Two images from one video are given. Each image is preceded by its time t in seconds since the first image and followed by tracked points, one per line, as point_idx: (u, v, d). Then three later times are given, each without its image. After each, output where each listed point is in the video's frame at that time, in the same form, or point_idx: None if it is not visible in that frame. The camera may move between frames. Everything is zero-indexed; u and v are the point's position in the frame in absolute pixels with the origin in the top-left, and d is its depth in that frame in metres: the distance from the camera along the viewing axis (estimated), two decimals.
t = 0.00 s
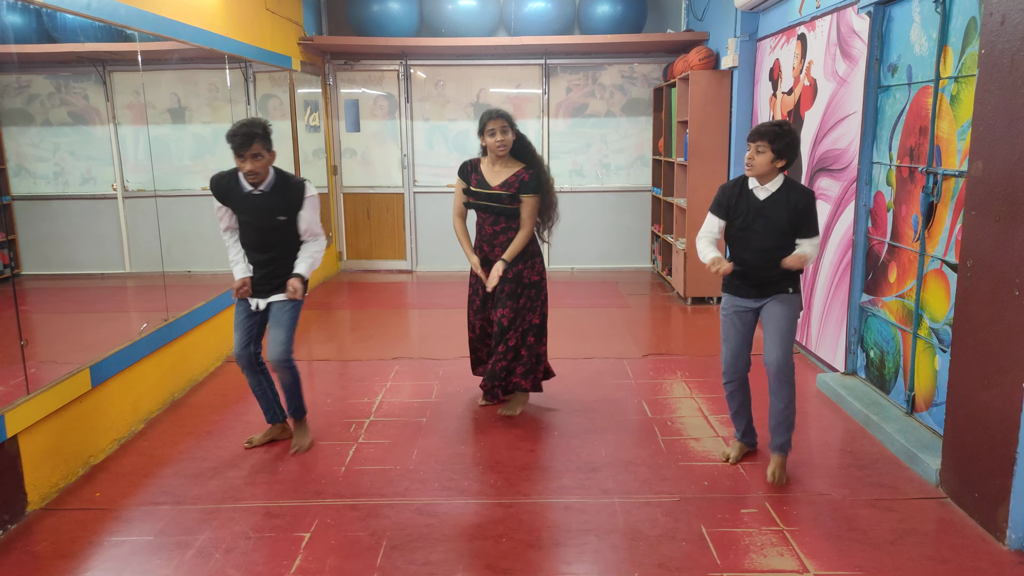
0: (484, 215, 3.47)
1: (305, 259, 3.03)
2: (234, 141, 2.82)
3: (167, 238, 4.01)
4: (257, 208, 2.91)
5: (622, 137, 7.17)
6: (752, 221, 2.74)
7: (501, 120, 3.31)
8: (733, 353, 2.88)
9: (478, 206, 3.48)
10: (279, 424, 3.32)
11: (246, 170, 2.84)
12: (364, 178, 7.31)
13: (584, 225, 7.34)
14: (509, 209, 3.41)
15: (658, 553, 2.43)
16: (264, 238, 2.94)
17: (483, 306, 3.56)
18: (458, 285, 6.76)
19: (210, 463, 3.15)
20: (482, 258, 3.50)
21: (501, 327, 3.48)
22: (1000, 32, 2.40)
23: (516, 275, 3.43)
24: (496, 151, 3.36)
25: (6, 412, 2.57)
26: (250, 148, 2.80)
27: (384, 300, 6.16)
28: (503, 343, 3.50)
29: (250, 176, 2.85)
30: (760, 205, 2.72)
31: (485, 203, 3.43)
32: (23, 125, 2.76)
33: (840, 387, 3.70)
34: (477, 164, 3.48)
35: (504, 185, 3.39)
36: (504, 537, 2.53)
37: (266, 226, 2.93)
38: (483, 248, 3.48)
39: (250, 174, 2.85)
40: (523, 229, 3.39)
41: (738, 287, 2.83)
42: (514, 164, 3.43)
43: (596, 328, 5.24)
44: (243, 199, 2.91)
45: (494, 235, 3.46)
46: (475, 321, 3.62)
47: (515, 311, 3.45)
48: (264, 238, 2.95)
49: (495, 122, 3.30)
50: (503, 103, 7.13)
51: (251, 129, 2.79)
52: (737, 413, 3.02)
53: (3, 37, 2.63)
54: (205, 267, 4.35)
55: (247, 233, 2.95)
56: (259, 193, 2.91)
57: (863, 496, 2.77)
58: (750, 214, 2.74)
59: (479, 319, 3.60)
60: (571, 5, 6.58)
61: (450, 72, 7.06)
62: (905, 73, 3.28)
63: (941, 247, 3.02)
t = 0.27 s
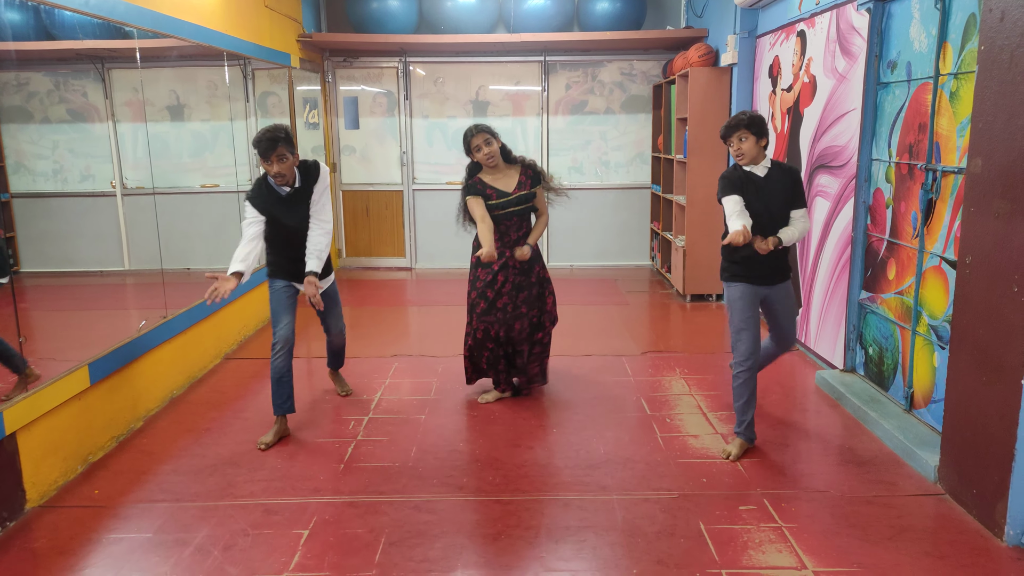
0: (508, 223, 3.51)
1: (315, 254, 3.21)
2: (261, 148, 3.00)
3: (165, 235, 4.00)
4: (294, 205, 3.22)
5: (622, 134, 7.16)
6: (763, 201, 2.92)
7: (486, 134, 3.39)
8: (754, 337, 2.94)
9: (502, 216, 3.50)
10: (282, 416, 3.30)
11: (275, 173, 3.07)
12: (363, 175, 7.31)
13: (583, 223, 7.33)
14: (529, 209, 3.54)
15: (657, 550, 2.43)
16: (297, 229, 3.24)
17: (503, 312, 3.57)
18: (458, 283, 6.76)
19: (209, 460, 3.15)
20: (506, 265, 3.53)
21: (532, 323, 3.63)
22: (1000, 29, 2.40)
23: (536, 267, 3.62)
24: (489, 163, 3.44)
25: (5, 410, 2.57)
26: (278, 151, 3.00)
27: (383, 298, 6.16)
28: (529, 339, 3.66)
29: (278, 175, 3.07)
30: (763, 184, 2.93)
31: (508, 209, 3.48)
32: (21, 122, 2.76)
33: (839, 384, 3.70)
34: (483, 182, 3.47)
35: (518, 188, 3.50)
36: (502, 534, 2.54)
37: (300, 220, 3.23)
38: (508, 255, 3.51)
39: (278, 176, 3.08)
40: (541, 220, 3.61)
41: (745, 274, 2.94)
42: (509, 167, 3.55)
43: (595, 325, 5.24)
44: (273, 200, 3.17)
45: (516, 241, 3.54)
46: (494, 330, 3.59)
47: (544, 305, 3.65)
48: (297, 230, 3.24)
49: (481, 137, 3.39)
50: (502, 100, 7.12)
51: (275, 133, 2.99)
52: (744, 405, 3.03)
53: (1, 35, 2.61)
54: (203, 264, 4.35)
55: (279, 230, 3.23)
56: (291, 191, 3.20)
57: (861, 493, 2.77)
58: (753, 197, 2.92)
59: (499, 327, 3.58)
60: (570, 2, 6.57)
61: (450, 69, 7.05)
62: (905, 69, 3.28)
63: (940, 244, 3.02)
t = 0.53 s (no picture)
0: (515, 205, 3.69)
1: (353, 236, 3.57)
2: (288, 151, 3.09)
3: (163, 238, 3.99)
4: (315, 206, 3.29)
5: (620, 135, 7.17)
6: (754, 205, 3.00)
7: (497, 120, 3.58)
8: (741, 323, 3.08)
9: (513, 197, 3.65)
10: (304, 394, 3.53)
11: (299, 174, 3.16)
12: (362, 177, 7.31)
13: (582, 223, 7.33)
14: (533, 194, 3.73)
15: (655, 551, 2.43)
16: (318, 229, 3.32)
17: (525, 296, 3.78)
18: (457, 284, 6.76)
19: (208, 462, 3.15)
20: (521, 246, 3.71)
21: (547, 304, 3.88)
22: (996, 29, 2.40)
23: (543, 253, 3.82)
24: (499, 148, 3.61)
25: (3, 412, 2.57)
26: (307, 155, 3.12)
27: (382, 299, 6.15)
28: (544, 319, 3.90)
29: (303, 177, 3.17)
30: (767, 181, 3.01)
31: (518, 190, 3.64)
32: (20, 125, 2.77)
33: (837, 384, 3.71)
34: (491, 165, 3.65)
35: (524, 172, 3.70)
36: (501, 535, 2.54)
37: (321, 220, 3.31)
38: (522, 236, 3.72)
39: (302, 177, 3.17)
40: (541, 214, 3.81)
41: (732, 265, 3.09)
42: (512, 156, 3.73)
43: (594, 326, 5.24)
44: (296, 201, 3.24)
45: (526, 220, 3.72)
46: (517, 313, 3.78)
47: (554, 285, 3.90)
48: (318, 231, 3.34)
49: (494, 122, 3.57)
50: (500, 101, 7.13)
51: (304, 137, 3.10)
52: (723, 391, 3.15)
53: None
54: (202, 266, 4.34)
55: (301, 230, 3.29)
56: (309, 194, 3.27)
57: (859, 493, 2.77)
58: (756, 193, 2.99)
59: (523, 310, 3.78)
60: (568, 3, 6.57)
61: (448, 70, 7.06)
62: (902, 70, 3.28)
63: (938, 244, 3.02)
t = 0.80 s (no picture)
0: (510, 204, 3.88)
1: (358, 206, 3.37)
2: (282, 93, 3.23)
3: (163, 236, 3.98)
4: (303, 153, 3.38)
5: (621, 133, 7.16)
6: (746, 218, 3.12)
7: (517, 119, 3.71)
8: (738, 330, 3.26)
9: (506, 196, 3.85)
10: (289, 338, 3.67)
11: (292, 116, 3.28)
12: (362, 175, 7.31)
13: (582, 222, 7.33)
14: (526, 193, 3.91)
15: (656, 549, 2.43)
16: (308, 180, 3.40)
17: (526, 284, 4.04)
18: (457, 282, 6.76)
19: (208, 461, 3.14)
20: (512, 241, 3.96)
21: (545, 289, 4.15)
22: (997, 28, 2.40)
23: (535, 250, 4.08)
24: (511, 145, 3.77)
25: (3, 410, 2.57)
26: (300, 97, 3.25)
27: (382, 298, 6.15)
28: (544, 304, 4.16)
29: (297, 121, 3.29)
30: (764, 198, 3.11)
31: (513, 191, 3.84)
32: (19, 122, 2.77)
33: (837, 383, 3.71)
34: (493, 161, 3.82)
35: (521, 173, 3.88)
36: (502, 534, 2.54)
37: (307, 169, 3.39)
38: (512, 234, 3.95)
39: (295, 120, 3.29)
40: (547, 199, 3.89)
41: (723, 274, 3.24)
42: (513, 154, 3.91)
43: (594, 324, 5.24)
44: (286, 146, 3.33)
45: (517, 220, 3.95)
46: (522, 301, 4.05)
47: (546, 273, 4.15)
48: (308, 184, 3.40)
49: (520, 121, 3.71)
50: (501, 100, 7.12)
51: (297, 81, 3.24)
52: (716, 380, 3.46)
53: None
54: (202, 264, 4.34)
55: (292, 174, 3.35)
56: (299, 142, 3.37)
57: (859, 492, 2.77)
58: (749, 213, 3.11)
59: (526, 297, 4.06)
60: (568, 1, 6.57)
61: (448, 69, 7.06)
62: (903, 68, 3.28)
63: (938, 243, 3.02)
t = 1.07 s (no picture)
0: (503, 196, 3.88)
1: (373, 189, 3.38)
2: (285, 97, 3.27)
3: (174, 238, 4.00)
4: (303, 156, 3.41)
5: (629, 134, 7.15)
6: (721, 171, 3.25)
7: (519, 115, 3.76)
8: (715, 297, 3.34)
9: (501, 187, 3.86)
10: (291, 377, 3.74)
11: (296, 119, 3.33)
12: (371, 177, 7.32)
13: (590, 223, 7.32)
14: (521, 187, 3.92)
15: (666, 551, 2.42)
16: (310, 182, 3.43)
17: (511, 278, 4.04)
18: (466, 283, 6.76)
19: (219, 462, 3.16)
20: (504, 232, 3.95)
21: (537, 284, 4.12)
22: (1009, 26, 2.39)
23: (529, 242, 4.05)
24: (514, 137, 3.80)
25: (15, 412, 2.58)
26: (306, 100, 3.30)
27: (391, 299, 6.16)
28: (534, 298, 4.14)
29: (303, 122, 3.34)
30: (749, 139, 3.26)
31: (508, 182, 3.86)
32: (32, 125, 2.76)
33: (848, 384, 3.69)
34: (491, 151, 3.84)
35: (518, 167, 3.89)
36: (511, 535, 2.54)
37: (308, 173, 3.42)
38: (504, 226, 3.94)
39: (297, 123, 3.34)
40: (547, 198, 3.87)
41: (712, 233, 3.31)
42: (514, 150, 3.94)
43: (603, 325, 5.23)
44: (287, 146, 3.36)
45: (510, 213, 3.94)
46: (506, 292, 4.08)
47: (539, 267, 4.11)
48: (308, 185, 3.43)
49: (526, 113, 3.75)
50: (509, 101, 7.12)
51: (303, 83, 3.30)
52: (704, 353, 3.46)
53: (9, 38, 2.64)
54: (212, 266, 4.36)
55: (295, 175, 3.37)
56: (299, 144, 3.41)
57: (871, 494, 2.76)
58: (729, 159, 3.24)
59: (511, 290, 4.07)
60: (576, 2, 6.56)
61: (457, 70, 7.06)
62: (914, 68, 3.26)
63: (950, 243, 3.00)
